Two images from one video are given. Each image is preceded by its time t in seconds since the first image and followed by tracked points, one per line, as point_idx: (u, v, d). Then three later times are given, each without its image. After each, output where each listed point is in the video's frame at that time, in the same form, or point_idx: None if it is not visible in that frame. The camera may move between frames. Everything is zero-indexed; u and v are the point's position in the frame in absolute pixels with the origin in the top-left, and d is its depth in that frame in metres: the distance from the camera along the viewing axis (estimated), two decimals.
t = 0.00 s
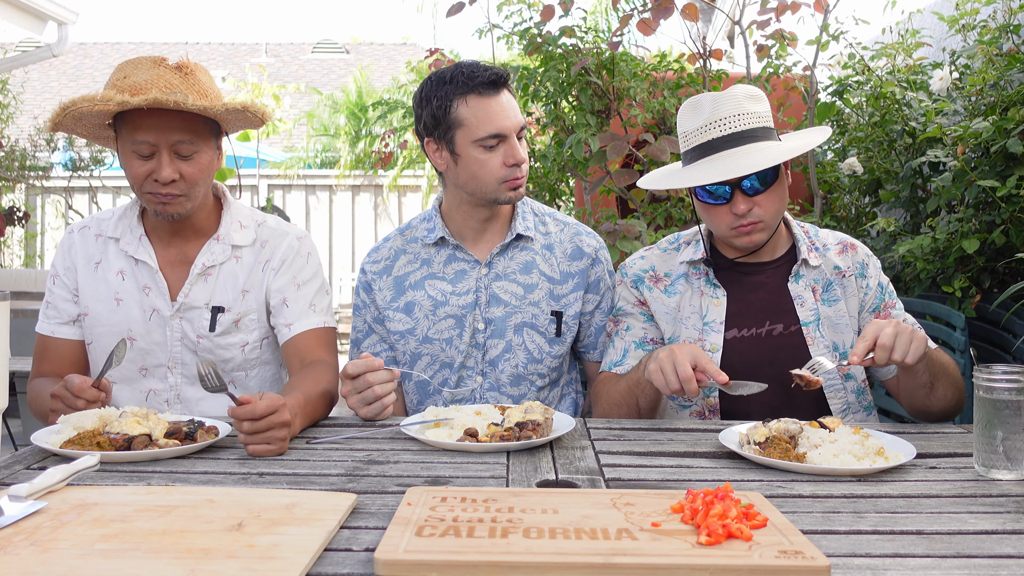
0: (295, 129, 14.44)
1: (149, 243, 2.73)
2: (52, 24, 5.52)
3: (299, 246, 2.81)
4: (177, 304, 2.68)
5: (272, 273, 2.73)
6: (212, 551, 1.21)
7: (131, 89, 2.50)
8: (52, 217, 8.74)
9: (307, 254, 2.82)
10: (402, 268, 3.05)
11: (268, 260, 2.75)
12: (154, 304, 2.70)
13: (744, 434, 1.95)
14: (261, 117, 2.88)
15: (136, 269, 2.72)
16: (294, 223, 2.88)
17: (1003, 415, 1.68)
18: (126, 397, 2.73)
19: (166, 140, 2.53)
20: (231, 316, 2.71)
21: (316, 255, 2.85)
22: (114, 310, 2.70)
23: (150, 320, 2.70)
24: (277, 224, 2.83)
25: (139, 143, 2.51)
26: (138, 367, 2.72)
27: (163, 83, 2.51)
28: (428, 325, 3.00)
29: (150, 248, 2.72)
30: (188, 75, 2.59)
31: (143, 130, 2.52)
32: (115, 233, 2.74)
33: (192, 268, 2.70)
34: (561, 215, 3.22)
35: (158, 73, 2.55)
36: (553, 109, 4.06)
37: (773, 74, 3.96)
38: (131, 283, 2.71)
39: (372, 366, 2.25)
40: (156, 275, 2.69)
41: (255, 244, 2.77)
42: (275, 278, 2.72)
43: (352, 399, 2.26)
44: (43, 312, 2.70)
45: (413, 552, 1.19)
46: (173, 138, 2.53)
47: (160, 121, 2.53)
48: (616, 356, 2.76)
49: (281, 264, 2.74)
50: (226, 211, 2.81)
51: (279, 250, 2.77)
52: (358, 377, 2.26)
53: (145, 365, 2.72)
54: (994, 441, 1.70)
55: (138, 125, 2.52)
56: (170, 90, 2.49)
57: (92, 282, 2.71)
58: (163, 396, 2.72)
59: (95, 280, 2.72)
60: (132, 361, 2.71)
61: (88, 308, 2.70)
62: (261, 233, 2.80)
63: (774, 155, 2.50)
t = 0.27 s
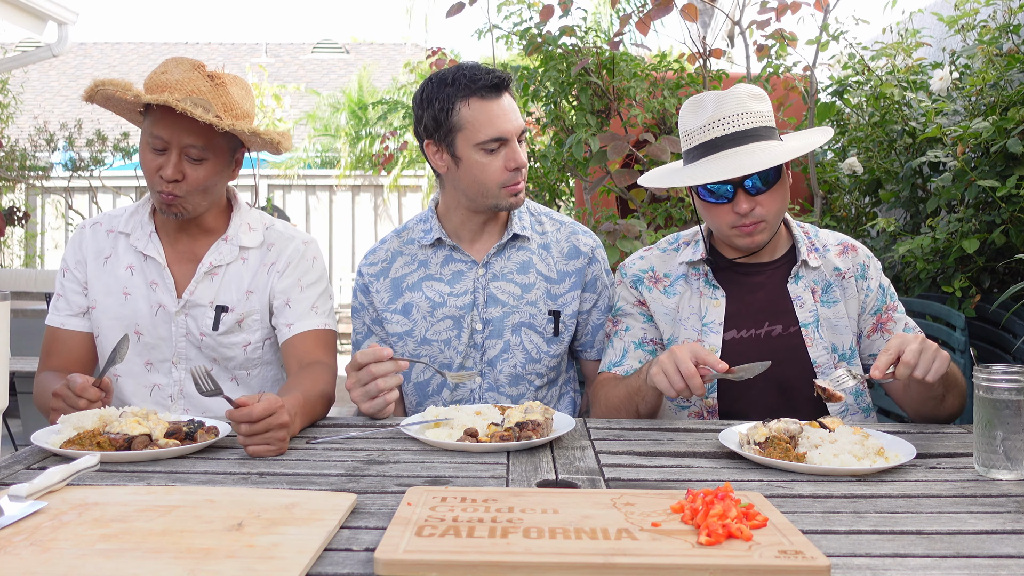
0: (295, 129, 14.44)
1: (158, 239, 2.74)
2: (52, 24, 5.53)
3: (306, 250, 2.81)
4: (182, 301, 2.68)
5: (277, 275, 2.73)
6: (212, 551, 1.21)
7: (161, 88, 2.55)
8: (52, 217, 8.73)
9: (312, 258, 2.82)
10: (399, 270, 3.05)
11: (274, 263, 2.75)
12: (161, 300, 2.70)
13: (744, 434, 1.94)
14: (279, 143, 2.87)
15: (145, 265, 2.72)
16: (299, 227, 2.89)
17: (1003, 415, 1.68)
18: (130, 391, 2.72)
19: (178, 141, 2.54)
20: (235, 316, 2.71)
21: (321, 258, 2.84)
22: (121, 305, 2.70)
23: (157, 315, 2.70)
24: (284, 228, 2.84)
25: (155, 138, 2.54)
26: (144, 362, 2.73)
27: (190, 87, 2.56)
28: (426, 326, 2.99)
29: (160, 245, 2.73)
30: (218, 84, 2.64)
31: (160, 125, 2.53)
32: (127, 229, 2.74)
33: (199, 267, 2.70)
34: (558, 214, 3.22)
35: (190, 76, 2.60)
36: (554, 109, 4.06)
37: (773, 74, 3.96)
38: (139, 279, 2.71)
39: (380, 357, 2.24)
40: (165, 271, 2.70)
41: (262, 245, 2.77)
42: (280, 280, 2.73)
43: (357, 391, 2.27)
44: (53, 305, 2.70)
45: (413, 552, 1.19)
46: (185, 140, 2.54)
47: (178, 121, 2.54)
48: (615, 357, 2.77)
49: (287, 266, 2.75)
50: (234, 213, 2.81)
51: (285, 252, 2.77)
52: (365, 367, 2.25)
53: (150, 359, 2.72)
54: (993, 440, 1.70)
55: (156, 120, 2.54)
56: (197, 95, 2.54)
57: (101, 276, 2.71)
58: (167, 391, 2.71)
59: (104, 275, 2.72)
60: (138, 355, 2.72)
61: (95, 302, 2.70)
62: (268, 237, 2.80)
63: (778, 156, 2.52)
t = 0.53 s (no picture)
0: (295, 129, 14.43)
1: (161, 242, 2.73)
2: (52, 24, 5.53)
3: (309, 250, 2.81)
4: (186, 304, 2.68)
5: (281, 275, 2.73)
6: (212, 551, 1.21)
7: (169, 85, 2.51)
8: (52, 217, 8.73)
9: (316, 257, 2.82)
10: (398, 270, 3.05)
11: (277, 263, 2.75)
12: (164, 303, 2.70)
13: (744, 433, 1.94)
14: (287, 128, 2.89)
15: (147, 268, 2.72)
16: (303, 226, 2.89)
17: (1003, 415, 1.68)
18: (135, 394, 2.73)
19: (195, 138, 2.55)
20: (240, 317, 2.71)
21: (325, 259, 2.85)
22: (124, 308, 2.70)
23: (160, 319, 2.70)
24: (287, 228, 2.83)
25: (171, 138, 2.53)
26: (149, 365, 2.74)
27: (199, 83, 2.53)
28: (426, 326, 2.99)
29: (162, 248, 2.72)
30: (225, 78, 2.64)
31: (177, 125, 2.54)
32: (128, 232, 2.74)
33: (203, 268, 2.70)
34: (557, 214, 3.22)
35: (196, 73, 2.58)
36: (554, 109, 4.06)
37: (773, 74, 3.96)
38: (142, 282, 2.72)
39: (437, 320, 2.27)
40: (167, 275, 2.69)
41: (266, 246, 2.77)
42: (283, 279, 2.72)
43: (397, 335, 2.31)
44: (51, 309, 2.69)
45: (413, 552, 1.19)
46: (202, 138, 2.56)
47: (191, 119, 2.55)
48: (616, 355, 2.75)
49: (290, 266, 2.74)
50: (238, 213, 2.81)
51: (289, 252, 2.77)
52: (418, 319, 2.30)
53: (155, 362, 2.73)
54: (993, 441, 1.70)
55: (171, 119, 2.54)
56: (208, 90, 2.52)
57: (103, 280, 2.71)
58: (174, 393, 2.73)
59: (105, 278, 2.72)
60: (143, 359, 2.73)
61: (98, 307, 2.70)
62: (272, 236, 2.80)
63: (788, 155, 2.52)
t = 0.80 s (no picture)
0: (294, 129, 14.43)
1: (163, 244, 2.74)
2: (52, 24, 5.53)
3: (310, 249, 2.81)
4: (189, 306, 2.69)
5: (282, 275, 2.73)
6: (212, 551, 1.21)
7: (167, 99, 2.52)
8: (52, 217, 8.72)
9: (317, 257, 2.81)
10: (399, 271, 3.05)
11: (279, 263, 2.75)
12: (167, 305, 2.71)
13: (744, 434, 1.94)
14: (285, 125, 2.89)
15: (149, 270, 2.72)
16: (305, 226, 2.89)
17: (1003, 415, 1.68)
18: (137, 396, 2.74)
19: (200, 150, 2.54)
20: (243, 319, 2.71)
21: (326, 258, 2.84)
22: (126, 310, 2.71)
23: (163, 321, 2.71)
24: (288, 227, 2.83)
25: (173, 151, 2.53)
26: (151, 366, 2.75)
27: (198, 93, 2.53)
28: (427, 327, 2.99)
29: (165, 250, 2.73)
30: (221, 84, 2.62)
31: (178, 139, 2.52)
32: (129, 233, 2.74)
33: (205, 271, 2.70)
34: (557, 214, 3.22)
35: (193, 81, 2.57)
36: (553, 109, 4.06)
37: (773, 73, 3.97)
38: (144, 284, 2.72)
39: (449, 310, 2.30)
40: (170, 277, 2.70)
41: (267, 247, 2.77)
42: (285, 279, 2.73)
43: (409, 322, 2.32)
44: (49, 305, 2.67)
45: (413, 552, 1.19)
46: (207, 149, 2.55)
47: (194, 133, 2.53)
48: (615, 357, 2.75)
49: (292, 266, 2.74)
50: (238, 214, 2.81)
51: (290, 252, 2.77)
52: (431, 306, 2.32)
53: (158, 363, 2.74)
54: (993, 441, 1.70)
55: (172, 134, 2.53)
56: (207, 100, 2.52)
57: (105, 281, 2.71)
58: (174, 395, 2.73)
59: (107, 279, 2.71)
60: (146, 360, 2.74)
61: (100, 307, 2.71)
62: (273, 237, 2.80)
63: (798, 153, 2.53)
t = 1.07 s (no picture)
0: (295, 129, 14.43)
1: (162, 246, 2.74)
2: (52, 24, 5.53)
3: (309, 249, 2.81)
4: (189, 308, 2.69)
5: (282, 275, 2.73)
6: (212, 551, 1.21)
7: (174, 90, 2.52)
8: (52, 217, 8.72)
9: (316, 256, 2.82)
10: (396, 274, 3.04)
11: (278, 263, 2.75)
12: (166, 307, 2.71)
13: (744, 434, 1.94)
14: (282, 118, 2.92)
15: (149, 271, 2.72)
16: (303, 225, 2.89)
17: (1003, 415, 1.68)
18: (137, 397, 2.74)
19: (211, 140, 2.56)
20: (243, 320, 2.71)
21: (325, 257, 2.84)
22: (126, 311, 2.71)
23: (163, 322, 2.71)
24: (286, 227, 2.84)
25: (184, 144, 2.54)
26: (151, 367, 2.75)
27: (204, 86, 2.55)
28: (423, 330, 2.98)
29: (164, 252, 2.73)
30: (224, 79, 2.66)
31: (188, 131, 2.54)
32: (128, 235, 2.74)
33: (204, 272, 2.70)
34: (553, 214, 3.23)
35: (197, 76, 2.58)
36: (553, 108, 4.06)
37: (773, 73, 3.97)
38: (143, 285, 2.72)
39: (421, 329, 2.28)
40: (170, 279, 2.70)
41: (267, 248, 2.78)
42: (285, 279, 2.73)
43: (386, 351, 2.30)
44: (53, 305, 2.66)
45: (413, 552, 1.19)
46: (218, 138, 2.57)
47: (203, 123, 2.56)
48: (616, 356, 2.76)
49: (291, 265, 2.75)
50: (238, 214, 2.81)
51: (289, 252, 2.78)
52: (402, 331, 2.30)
53: (157, 365, 2.74)
54: (993, 441, 1.70)
55: (181, 127, 2.54)
56: (214, 91, 2.54)
57: (105, 282, 2.71)
58: (174, 396, 2.73)
59: (106, 280, 2.71)
60: (146, 361, 2.74)
61: (100, 308, 2.71)
62: (271, 237, 2.81)
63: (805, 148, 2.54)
